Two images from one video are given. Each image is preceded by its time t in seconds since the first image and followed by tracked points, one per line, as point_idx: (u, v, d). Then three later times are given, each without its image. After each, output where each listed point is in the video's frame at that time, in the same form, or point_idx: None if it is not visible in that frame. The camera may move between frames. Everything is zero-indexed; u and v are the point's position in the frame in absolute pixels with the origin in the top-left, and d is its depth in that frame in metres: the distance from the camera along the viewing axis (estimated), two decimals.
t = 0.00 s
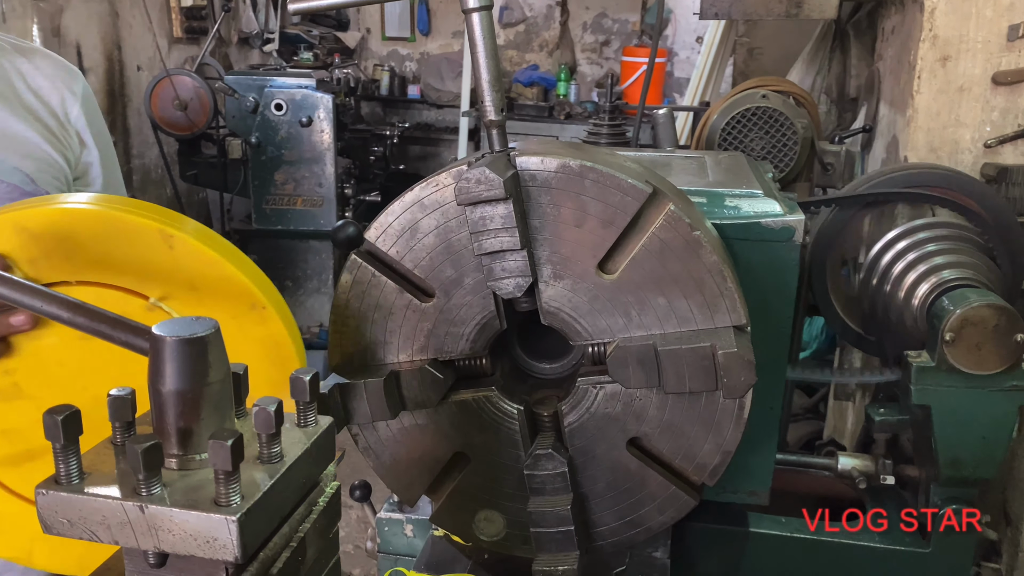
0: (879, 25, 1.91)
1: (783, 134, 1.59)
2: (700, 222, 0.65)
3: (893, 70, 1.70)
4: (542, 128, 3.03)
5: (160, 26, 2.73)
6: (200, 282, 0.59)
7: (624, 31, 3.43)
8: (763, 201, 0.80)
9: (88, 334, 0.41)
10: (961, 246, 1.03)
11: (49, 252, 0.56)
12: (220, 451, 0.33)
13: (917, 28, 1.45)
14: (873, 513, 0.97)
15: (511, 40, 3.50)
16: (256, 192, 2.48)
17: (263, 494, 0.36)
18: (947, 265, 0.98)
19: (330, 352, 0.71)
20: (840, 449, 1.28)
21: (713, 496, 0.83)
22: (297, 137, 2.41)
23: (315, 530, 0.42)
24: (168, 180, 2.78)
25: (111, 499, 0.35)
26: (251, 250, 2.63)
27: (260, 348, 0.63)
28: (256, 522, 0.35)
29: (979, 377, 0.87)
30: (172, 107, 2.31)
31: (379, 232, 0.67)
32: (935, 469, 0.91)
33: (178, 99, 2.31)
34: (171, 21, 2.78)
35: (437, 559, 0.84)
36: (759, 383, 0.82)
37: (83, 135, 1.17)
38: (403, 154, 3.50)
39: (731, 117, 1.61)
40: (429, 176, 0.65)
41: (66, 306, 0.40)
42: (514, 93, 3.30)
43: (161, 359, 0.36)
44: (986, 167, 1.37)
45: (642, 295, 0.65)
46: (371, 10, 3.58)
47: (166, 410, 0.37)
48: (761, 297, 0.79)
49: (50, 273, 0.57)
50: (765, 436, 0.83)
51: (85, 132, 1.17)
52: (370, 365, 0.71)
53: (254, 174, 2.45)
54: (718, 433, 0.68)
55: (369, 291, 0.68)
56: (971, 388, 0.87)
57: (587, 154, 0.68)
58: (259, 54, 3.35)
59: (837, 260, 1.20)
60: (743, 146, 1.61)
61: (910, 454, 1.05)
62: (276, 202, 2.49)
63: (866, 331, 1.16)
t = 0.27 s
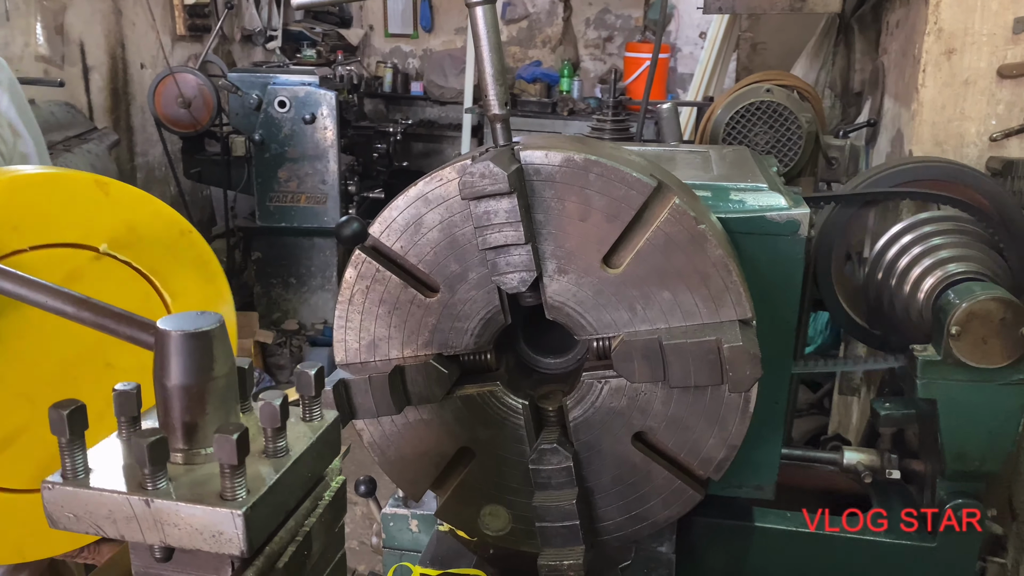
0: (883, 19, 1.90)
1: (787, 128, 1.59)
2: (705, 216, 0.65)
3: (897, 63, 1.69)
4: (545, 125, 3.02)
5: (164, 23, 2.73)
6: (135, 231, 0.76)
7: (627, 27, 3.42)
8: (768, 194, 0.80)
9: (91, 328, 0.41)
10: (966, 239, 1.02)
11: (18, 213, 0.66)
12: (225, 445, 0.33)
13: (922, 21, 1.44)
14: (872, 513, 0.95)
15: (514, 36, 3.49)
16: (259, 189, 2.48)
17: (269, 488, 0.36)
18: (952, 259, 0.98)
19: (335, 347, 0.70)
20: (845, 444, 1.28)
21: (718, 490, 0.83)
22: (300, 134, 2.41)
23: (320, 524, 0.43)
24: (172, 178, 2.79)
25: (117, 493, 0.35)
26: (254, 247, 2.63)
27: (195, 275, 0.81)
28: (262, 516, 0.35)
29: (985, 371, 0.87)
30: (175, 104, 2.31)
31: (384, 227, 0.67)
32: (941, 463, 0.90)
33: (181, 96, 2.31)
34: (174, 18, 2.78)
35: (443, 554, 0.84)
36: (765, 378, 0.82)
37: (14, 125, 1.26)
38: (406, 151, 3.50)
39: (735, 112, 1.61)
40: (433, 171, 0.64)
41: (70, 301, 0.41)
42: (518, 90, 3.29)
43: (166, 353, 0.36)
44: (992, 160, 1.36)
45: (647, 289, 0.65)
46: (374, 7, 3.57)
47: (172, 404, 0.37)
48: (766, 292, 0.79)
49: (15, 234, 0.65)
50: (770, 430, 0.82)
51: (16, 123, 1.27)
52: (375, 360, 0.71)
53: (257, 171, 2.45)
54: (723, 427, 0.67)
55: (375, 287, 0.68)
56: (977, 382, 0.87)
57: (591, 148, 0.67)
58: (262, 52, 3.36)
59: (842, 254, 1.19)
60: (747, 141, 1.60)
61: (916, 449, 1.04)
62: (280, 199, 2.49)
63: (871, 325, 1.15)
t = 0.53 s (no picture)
0: (890, 13, 1.89)
1: (793, 123, 1.58)
2: (712, 210, 0.65)
3: (904, 57, 1.68)
4: (549, 121, 3.01)
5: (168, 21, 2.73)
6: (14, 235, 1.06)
7: (632, 23, 3.41)
8: (775, 188, 0.80)
9: (98, 324, 0.41)
10: (975, 233, 1.01)
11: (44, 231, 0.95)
12: (234, 439, 0.33)
13: (929, 14, 1.43)
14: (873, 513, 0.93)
15: (518, 32, 3.48)
16: (264, 186, 2.48)
17: (277, 482, 0.36)
18: (961, 253, 0.97)
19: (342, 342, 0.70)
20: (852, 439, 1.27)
21: (726, 485, 0.83)
22: (305, 131, 2.41)
23: (328, 519, 0.42)
24: (178, 176, 2.79)
25: (125, 488, 0.35)
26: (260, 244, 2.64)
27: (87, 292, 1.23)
28: (270, 511, 0.35)
29: (993, 365, 0.86)
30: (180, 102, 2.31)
31: (390, 222, 0.67)
32: (949, 458, 0.90)
33: (186, 94, 2.31)
34: (179, 16, 2.78)
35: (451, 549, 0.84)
36: (772, 373, 0.81)
37: None
38: (411, 147, 3.49)
39: (741, 106, 1.60)
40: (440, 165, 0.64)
41: (77, 296, 0.41)
42: (522, 86, 3.28)
43: (173, 348, 0.36)
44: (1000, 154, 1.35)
45: (654, 283, 0.64)
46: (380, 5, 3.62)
47: (179, 399, 0.37)
48: (773, 286, 0.79)
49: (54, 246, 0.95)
50: (777, 425, 0.82)
51: None
52: (382, 355, 0.70)
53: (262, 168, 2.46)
54: (731, 421, 0.67)
55: (382, 282, 0.68)
56: (986, 376, 0.86)
57: (598, 142, 0.67)
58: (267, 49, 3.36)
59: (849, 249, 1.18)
60: (753, 135, 1.60)
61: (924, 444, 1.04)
62: (285, 196, 2.49)
63: (879, 320, 1.15)
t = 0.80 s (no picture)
0: (899, 5, 1.87)
1: (801, 117, 1.57)
2: (722, 203, 0.64)
3: (913, 51, 1.67)
4: (555, 117, 3.01)
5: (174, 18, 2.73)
6: None
7: (638, 17, 3.40)
8: (785, 182, 0.79)
9: (108, 318, 0.41)
10: (986, 226, 1.00)
11: None
12: (244, 433, 0.33)
13: (939, 6, 1.42)
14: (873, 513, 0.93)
15: (523, 28, 3.47)
16: (271, 182, 2.49)
17: (288, 477, 0.36)
18: (971, 246, 0.96)
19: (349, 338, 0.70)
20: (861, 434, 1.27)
21: (735, 480, 0.82)
22: (311, 127, 2.41)
23: (337, 514, 0.42)
24: (184, 172, 2.80)
25: (135, 483, 0.35)
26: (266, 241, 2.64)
27: None
28: (281, 505, 0.35)
29: (1004, 360, 0.85)
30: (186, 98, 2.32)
31: (398, 217, 0.66)
32: (959, 453, 0.89)
33: (192, 90, 2.31)
34: (184, 13, 2.79)
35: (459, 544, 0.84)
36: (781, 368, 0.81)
37: None
38: (416, 144, 3.49)
39: (748, 100, 1.59)
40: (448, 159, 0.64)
41: (87, 291, 0.40)
42: (528, 82, 3.28)
43: (183, 342, 0.36)
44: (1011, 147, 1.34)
45: (663, 278, 0.64)
46: None
47: (189, 393, 0.37)
48: (783, 280, 0.78)
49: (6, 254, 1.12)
50: (787, 420, 0.82)
51: None
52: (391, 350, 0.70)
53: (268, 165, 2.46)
54: (740, 416, 0.67)
55: (390, 276, 0.67)
56: (997, 371, 0.86)
57: (606, 135, 0.67)
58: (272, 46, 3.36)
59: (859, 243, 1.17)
60: (761, 130, 1.59)
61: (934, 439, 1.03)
62: (291, 192, 2.49)
63: (888, 315, 1.14)
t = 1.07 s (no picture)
0: None
1: (808, 111, 1.56)
2: (729, 197, 0.64)
3: (921, 45, 1.65)
4: (560, 112, 3.00)
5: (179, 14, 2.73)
6: None
7: (643, 12, 3.38)
8: (792, 176, 0.78)
9: (116, 313, 0.41)
10: (995, 221, 1.00)
11: None
12: (250, 427, 0.33)
13: None
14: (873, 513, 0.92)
15: (528, 23, 3.46)
16: (276, 178, 2.49)
17: (294, 471, 0.36)
18: (980, 241, 0.95)
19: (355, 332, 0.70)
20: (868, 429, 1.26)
21: (741, 476, 0.82)
22: (315, 123, 2.41)
23: (344, 508, 0.42)
24: (189, 168, 2.80)
25: (142, 477, 0.35)
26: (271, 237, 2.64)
27: None
28: (287, 499, 0.35)
29: (1013, 355, 0.85)
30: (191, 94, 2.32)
31: (404, 211, 0.66)
32: (967, 449, 0.88)
33: (197, 86, 2.32)
34: (189, 9, 2.79)
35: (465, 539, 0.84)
36: (788, 363, 0.80)
37: None
38: (421, 140, 3.49)
39: (755, 94, 1.58)
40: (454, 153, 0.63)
41: (94, 285, 0.40)
42: (533, 77, 3.27)
43: (190, 337, 0.36)
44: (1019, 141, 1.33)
45: (669, 272, 0.64)
46: None
47: (196, 388, 0.37)
48: (789, 275, 0.78)
49: None
50: (793, 416, 0.81)
51: None
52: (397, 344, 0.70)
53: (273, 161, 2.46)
54: (747, 411, 0.67)
55: (396, 270, 0.67)
56: (1005, 366, 0.85)
57: (612, 129, 0.66)
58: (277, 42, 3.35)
59: (866, 238, 1.17)
60: (767, 124, 1.58)
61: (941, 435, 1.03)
62: (296, 188, 2.49)
63: (895, 310, 1.13)
